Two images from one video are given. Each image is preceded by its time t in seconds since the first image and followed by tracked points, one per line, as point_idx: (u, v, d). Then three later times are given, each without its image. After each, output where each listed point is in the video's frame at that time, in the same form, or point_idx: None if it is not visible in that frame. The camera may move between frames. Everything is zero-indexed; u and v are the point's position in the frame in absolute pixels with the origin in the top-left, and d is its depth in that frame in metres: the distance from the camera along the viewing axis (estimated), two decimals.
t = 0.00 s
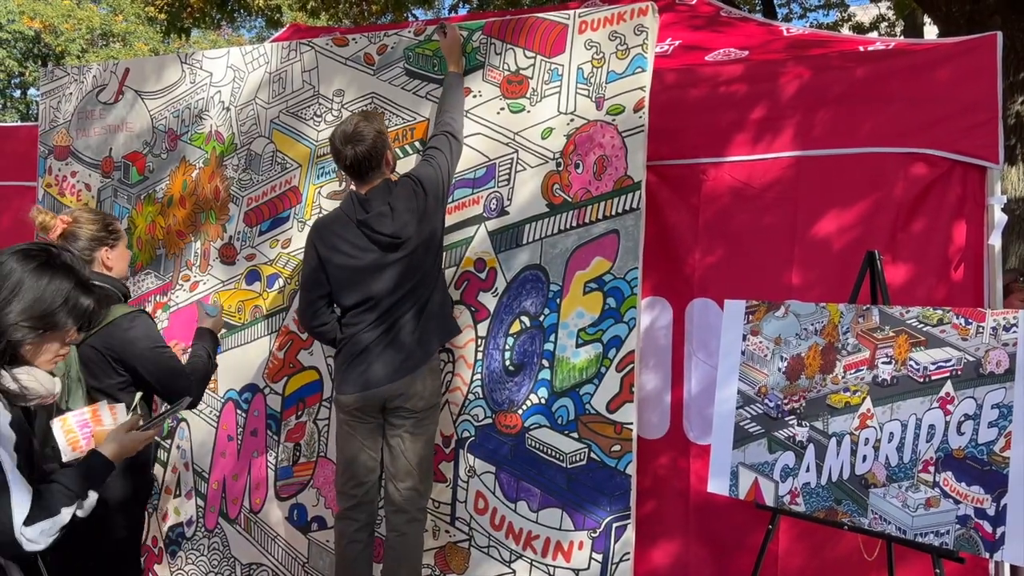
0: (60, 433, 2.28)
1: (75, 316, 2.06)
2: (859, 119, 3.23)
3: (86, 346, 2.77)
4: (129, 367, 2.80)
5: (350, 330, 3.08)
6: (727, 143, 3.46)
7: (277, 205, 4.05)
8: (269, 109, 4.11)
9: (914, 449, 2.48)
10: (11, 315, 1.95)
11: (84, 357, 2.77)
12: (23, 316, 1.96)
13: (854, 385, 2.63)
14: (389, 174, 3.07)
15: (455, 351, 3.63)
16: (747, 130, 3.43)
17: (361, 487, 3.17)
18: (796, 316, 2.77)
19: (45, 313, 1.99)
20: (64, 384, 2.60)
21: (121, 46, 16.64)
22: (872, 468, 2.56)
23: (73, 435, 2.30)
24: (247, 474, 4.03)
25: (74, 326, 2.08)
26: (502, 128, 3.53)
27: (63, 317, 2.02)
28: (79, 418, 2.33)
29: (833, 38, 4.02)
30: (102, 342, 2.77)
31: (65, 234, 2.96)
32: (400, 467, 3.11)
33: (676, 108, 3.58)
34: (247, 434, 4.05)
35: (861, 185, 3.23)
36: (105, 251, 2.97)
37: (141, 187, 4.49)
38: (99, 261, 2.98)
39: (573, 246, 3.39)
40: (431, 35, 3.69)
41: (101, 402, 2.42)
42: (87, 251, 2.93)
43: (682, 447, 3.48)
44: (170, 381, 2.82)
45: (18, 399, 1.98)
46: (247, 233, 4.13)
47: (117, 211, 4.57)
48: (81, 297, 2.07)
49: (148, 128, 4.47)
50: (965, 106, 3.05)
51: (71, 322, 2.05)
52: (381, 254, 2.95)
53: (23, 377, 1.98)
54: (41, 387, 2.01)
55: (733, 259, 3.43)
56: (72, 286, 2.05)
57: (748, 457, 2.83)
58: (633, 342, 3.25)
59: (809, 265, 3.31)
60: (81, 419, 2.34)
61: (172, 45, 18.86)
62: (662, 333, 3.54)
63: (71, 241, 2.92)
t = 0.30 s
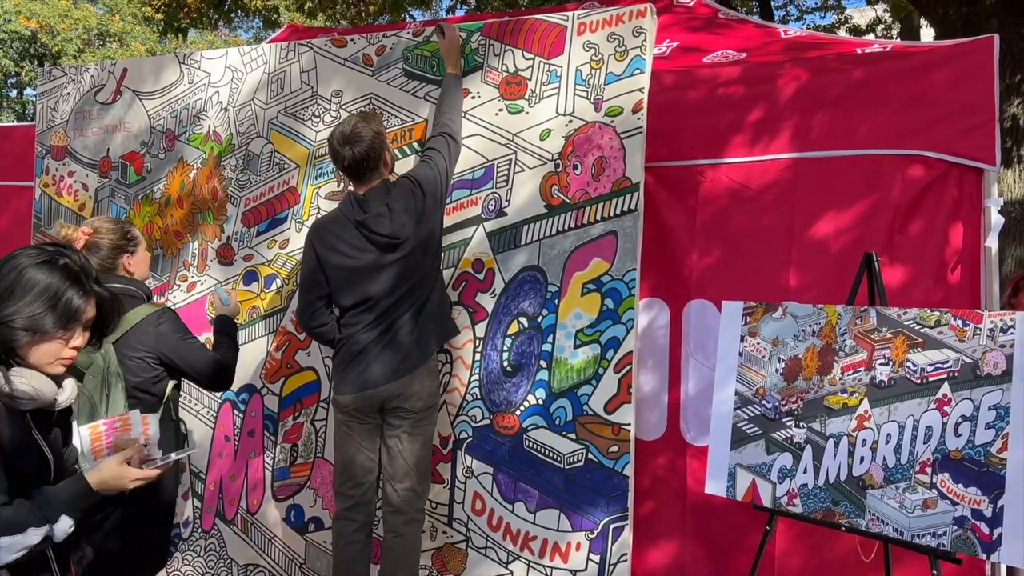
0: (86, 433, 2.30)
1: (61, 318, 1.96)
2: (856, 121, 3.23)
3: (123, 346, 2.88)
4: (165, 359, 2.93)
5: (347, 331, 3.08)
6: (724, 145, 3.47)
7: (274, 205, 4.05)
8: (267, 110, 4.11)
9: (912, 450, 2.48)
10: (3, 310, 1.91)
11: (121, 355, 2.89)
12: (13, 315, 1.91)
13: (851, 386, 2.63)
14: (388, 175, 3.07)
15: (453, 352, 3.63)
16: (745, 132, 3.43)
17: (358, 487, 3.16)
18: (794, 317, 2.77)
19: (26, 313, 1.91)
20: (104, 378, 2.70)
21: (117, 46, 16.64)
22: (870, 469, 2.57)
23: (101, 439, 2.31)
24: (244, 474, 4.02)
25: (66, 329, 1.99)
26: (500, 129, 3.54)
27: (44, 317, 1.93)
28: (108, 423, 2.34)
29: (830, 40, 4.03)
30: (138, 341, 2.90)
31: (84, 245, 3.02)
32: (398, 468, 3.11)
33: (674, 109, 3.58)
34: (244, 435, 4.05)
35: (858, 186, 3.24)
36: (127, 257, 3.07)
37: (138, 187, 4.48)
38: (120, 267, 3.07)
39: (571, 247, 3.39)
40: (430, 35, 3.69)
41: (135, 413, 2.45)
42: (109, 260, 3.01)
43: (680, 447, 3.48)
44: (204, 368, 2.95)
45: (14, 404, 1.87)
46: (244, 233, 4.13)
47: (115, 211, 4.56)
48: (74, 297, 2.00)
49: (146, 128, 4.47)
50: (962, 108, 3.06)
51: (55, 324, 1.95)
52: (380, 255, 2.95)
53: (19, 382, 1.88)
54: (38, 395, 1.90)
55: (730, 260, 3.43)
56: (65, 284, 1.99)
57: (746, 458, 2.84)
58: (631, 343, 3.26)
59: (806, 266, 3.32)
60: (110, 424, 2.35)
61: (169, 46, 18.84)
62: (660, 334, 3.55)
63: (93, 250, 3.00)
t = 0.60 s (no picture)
0: (126, 449, 2.01)
1: (66, 321, 1.79)
2: (852, 124, 3.24)
3: (145, 336, 3.04)
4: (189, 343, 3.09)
5: (343, 332, 3.07)
6: (720, 147, 3.47)
7: (270, 206, 4.04)
8: (262, 111, 4.10)
9: (906, 451, 2.49)
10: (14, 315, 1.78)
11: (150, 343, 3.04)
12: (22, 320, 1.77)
13: (846, 388, 2.64)
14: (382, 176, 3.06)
15: (449, 353, 3.63)
16: (740, 134, 3.44)
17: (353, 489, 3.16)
18: (789, 318, 2.78)
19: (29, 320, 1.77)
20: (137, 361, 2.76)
21: (112, 47, 16.60)
22: (865, 471, 2.57)
23: (137, 459, 2.03)
24: (239, 476, 4.01)
25: (76, 332, 1.81)
26: (496, 130, 3.53)
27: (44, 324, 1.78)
28: (148, 440, 2.06)
29: (825, 42, 4.04)
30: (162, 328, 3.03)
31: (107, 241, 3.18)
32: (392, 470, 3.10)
33: (669, 111, 3.59)
34: (239, 436, 4.04)
35: (853, 188, 3.25)
36: (144, 251, 3.19)
37: (133, 188, 4.47)
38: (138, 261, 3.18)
39: (567, 249, 3.39)
40: (425, 37, 3.69)
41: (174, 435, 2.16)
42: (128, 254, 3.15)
43: (675, 448, 3.49)
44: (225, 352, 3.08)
45: (33, 410, 1.77)
46: (239, 234, 4.12)
47: (109, 212, 4.55)
48: (83, 295, 1.81)
49: (141, 129, 4.46)
50: (957, 111, 3.07)
51: (55, 330, 1.78)
52: (375, 255, 2.95)
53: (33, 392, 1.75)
54: (52, 402, 1.77)
55: (726, 261, 3.44)
56: (74, 282, 1.81)
57: (741, 460, 2.84)
58: (626, 345, 3.26)
59: (801, 268, 3.32)
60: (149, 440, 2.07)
61: (164, 45, 18.83)
62: (656, 334, 3.55)
63: (113, 246, 3.14)
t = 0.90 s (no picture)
0: (174, 461, 1.90)
1: (120, 326, 1.82)
2: (846, 125, 3.25)
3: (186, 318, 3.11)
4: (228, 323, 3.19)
5: (335, 332, 3.05)
6: (715, 147, 3.48)
7: (264, 207, 4.04)
8: (256, 110, 4.09)
9: (900, 452, 2.49)
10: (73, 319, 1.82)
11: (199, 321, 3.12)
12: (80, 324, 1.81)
13: (840, 388, 2.64)
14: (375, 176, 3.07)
15: (443, 354, 3.62)
16: (735, 134, 3.44)
17: (346, 490, 3.15)
18: (783, 319, 2.78)
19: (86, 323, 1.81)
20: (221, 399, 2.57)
21: (106, 47, 16.56)
22: (858, 471, 2.58)
23: (184, 474, 1.91)
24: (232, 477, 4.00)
25: (131, 338, 1.84)
26: (490, 131, 3.53)
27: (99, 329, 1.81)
28: (200, 453, 1.94)
29: (819, 43, 4.05)
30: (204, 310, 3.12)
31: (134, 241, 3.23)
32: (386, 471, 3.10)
33: (663, 112, 3.59)
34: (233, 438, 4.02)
35: (846, 189, 3.25)
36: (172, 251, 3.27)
37: (126, 188, 4.46)
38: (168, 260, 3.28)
39: (561, 249, 3.39)
40: (419, 37, 3.68)
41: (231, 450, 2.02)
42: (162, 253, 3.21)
43: (669, 449, 3.49)
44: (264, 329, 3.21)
45: (80, 416, 1.79)
46: (233, 234, 4.11)
47: (102, 212, 4.53)
48: (141, 302, 1.85)
49: (134, 129, 4.44)
50: (950, 112, 3.08)
51: (109, 334, 1.81)
52: (368, 256, 2.94)
53: (82, 397, 1.77)
54: (102, 409, 1.78)
55: (720, 262, 3.44)
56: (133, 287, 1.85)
57: (735, 460, 2.84)
58: (620, 346, 3.26)
59: (795, 268, 3.33)
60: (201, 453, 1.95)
61: (159, 46, 18.78)
62: (651, 335, 3.55)
63: (142, 245, 3.19)
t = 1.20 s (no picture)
0: (214, 475, 1.86)
1: (160, 337, 1.76)
2: (840, 126, 3.25)
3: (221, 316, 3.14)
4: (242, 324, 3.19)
5: (329, 332, 3.05)
6: (710, 148, 3.48)
7: (258, 207, 4.03)
8: (250, 111, 4.08)
9: (894, 452, 2.49)
10: (111, 329, 1.76)
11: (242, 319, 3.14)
12: (121, 334, 1.75)
13: (834, 389, 2.64)
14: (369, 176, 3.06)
15: (438, 354, 3.61)
16: (730, 135, 3.44)
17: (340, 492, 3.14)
18: (777, 319, 2.78)
19: (124, 334, 1.75)
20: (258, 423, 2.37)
21: (101, 47, 16.52)
22: (852, 471, 2.58)
23: (224, 489, 1.87)
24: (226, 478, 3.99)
25: (170, 348, 1.78)
26: (485, 131, 3.53)
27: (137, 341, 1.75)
28: (240, 466, 1.90)
29: (813, 44, 4.05)
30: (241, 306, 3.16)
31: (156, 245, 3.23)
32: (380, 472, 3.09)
33: (658, 112, 3.59)
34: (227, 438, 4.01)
35: (840, 189, 3.26)
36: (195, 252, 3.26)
37: (121, 189, 4.44)
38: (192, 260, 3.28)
39: (557, 250, 3.39)
40: (414, 37, 3.68)
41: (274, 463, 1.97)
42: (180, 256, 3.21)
43: (664, 450, 3.49)
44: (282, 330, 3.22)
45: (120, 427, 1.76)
46: (228, 235, 4.11)
47: (96, 212, 4.52)
48: (183, 313, 1.78)
49: (128, 129, 4.43)
50: (944, 113, 3.08)
51: (150, 346, 1.75)
52: (362, 256, 2.94)
53: (122, 410, 1.75)
54: (144, 422, 1.76)
55: (715, 263, 3.44)
56: (175, 297, 1.78)
57: (729, 460, 2.84)
58: (615, 346, 3.26)
59: (789, 268, 3.33)
60: (242, 466, 1.90)
61: (154, 46, 18.75)
62: (646, 335, 3.55)
63: (164, 248, 3.20)
